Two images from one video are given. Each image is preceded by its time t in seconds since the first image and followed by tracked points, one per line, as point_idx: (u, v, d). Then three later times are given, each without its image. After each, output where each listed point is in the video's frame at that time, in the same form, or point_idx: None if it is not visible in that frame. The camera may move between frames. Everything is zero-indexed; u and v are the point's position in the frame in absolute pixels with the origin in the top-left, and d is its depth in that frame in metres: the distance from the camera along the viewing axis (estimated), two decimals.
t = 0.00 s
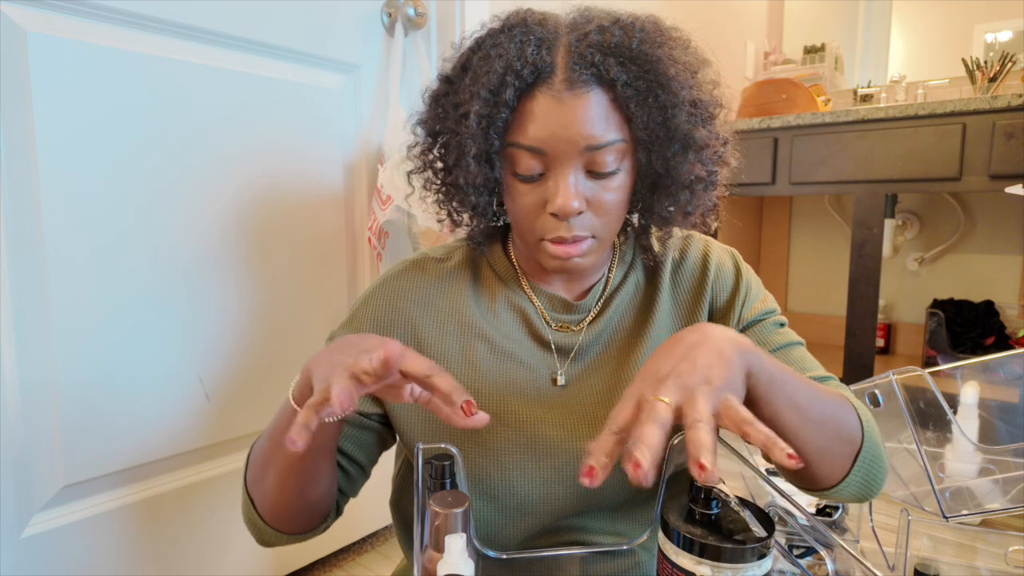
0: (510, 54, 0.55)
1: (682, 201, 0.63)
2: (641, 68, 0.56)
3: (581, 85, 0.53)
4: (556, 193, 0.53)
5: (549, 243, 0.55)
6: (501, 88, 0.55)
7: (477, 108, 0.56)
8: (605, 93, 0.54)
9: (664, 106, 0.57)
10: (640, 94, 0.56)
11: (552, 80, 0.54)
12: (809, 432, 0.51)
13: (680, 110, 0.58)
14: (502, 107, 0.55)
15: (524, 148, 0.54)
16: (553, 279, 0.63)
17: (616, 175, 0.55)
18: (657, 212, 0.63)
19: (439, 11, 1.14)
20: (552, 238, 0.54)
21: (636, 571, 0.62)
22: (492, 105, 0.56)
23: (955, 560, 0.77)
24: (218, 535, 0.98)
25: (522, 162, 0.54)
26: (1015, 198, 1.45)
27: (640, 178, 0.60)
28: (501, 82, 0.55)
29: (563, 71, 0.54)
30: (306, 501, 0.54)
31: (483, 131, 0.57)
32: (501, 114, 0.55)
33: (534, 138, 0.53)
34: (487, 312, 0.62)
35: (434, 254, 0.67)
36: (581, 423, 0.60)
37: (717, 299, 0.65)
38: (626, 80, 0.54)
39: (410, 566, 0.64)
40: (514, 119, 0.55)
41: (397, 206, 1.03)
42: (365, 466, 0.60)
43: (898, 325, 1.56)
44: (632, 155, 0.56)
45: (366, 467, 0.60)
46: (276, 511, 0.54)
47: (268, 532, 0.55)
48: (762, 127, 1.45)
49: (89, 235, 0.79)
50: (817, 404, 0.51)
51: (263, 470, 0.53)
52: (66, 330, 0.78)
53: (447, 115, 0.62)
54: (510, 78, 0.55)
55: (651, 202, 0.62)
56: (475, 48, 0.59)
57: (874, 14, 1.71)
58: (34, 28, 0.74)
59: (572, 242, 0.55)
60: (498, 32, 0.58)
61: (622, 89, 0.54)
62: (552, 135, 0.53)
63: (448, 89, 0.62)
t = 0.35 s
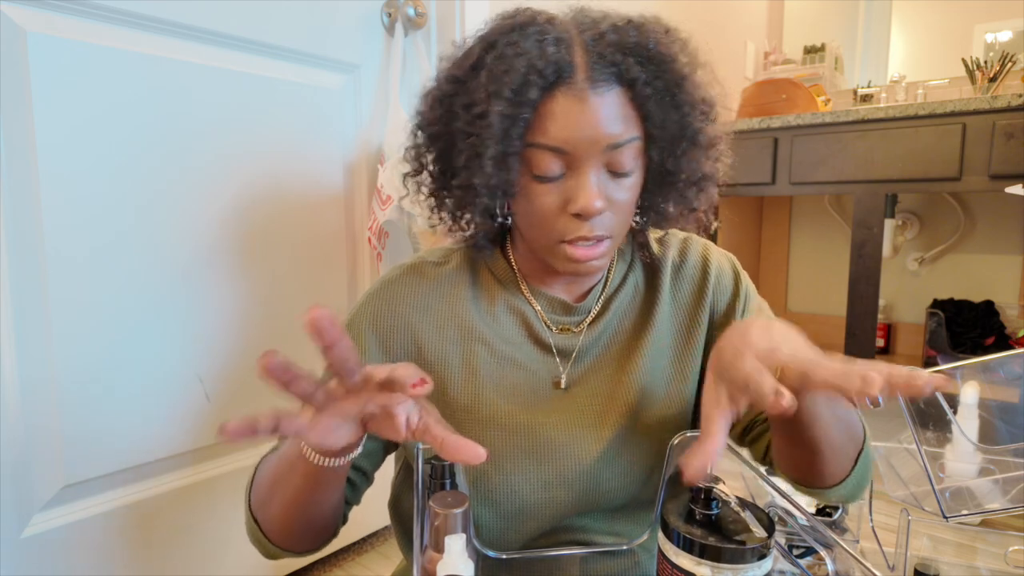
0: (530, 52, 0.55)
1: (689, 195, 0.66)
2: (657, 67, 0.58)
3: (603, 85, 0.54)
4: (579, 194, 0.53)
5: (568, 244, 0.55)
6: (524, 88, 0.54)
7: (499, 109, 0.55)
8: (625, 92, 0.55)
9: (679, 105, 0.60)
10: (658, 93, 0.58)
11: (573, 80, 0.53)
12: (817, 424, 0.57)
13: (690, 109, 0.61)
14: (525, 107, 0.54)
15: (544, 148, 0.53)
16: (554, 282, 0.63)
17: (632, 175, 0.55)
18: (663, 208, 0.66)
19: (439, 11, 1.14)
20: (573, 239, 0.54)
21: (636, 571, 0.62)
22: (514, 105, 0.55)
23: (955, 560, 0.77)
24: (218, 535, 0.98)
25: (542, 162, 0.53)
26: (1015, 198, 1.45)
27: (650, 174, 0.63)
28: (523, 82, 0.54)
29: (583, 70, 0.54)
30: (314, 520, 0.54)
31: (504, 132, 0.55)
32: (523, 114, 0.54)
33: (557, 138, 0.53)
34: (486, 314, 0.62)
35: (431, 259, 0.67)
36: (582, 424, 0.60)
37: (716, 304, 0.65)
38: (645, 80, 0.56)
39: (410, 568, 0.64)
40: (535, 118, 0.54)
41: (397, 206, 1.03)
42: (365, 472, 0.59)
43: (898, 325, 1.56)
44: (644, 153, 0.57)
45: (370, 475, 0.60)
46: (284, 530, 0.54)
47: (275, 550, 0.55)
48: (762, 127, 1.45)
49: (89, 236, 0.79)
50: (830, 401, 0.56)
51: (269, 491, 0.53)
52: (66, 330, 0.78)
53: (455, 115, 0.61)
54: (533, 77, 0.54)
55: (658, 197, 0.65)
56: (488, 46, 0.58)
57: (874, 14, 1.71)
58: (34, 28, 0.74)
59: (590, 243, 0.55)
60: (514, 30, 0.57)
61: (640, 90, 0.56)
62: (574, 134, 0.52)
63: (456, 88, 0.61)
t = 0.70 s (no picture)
0: (585, 37, 0.55)
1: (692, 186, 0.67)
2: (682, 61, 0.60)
3: (650, 73, 0.56)
4: (636, 178, 0.53)
5: (612, 231, 0.55)
6: (592, 69, 0.53)
7: (569, 89, 0.53)
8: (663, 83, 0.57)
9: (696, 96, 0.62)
10: (683, 86, 0.60)
11: (627, 68, 0.54)
12: (829, 416, 0.62)
13: (704, 100, 0.64)
14: (590, 90, 0.53)
15: (605, 134, 0.53)
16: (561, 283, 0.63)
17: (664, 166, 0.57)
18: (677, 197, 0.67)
19: (439, 11, 1.14)
20: (621, 225, 0.54)
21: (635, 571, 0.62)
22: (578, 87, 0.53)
23: (955, 560, 0.77)
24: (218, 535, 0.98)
25: (598, 147, 0.53)
26: (1015, 198, 1.45)
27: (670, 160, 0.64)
28: (589, 65, 0.54)
29: (632, 59, 0.55)
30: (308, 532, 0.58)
31: (573, 115, 0.53)
32: (593, 96, 0.53)
33: (616, 124, 0.53)
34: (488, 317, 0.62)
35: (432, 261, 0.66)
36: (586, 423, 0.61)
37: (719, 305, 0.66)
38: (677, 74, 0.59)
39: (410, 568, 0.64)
40: (596, 103, 0.53)
41: (397, 206, 1.03)
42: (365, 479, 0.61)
43: (898, 325, 1.56)
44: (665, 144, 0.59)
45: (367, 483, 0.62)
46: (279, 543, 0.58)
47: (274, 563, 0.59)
48: (762, 127, 1.45)
49: (89, 236, 0.79)
50: (843, 392, 0.62)
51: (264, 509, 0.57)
52: (66, 331, 0.78)
53: (497, 103, 0.57)
54: (597, 61, 0.54)
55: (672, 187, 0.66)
56: (535, 34, 0.57)
57: (874, 14, 1.71)
58: (34, 28, 0.74)
59: (630, 230, 0.55)
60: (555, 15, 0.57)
61: (672, 82, 0.58)
62: (635, 121, 0.54)
63: (500, 74, 0.57)
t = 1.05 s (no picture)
0: (569, 43, 0.53)
1: (703, 204, 0.66)
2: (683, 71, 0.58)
3: (641, 85, 0.54)
4: (610, 192, 0.52)
5: (587, 242, 0.54)
6: (568, 80, 0.52)
7: (543, 99, 0.53)
8: (656, 90, 0.55)
9: (705, 111, 0.61)
10: (688, 97, 0.58)
11: (613, 76, 0.52)
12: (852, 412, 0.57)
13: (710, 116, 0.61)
14: (566, 100, 0.52)
15: (580, 147, 0.52)
16: (560, 285, 0.62)
17: (653, 178, 0.55)
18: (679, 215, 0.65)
19: (439, 11, 1.14)
20: (595, 237, 0.54)
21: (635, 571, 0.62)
22: (557, 98, 0.52)
23: (955, 559, 0.77)
24: (218, 534, 0.98)
25: (573, 159, 0.52)
26: (1015, 198, 1.45)
27: (669, 177, 0.62)
28: (567, 75, 0.52)
29: (623, 66, 0.53)
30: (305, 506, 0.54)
31: (545, 125, 0.52)
32: (567, 107, 0.52)
33: (592, 136, 0.51)
34: (489, 314, 0.62)
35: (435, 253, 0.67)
36: (586, 421, 0.61)
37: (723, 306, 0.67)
38: (675, 82, 0.56)
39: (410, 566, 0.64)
40: (572, 114, 0.52)
41: (397, 206, 1.03)
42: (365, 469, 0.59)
43: (898, 325, 1.56)
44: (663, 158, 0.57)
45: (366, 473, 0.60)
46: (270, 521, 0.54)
47: (265, 548, 0.55)
48: (762, 127, 1.44)
49: (90, 236, 0.79)
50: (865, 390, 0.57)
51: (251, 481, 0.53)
52: (66, 331, 0.78)
53: (483, 107, 0.58)
54: (575, 70, 0.52)
55: (673, 205, 0.64)
56: (525, 38, 0.56)
57: (874, 14, 1.71)
58: (34, 28, 0.74)
59: (606, 242, 0.55)
60: (548, 21, 0.56)
61: (670, 90, 0.56)
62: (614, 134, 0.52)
63: (489, 78, 0.58)
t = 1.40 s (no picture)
0: (524, 64, 0.55)
1: (686, 226, 0.63)
2: (659, 89, 0.56)
3: (597, 104, 0.53)
4: (564, 210, 0.53)
5: (552, 258, 0.56)
6: (515, 101, 0.54)
7: (488, 118, 0.55)
8: (620, 111, 0.54)
9: (679, 128, 0.58)
10: (655, 117, 0.56)
11: (568, 96, 0.54)
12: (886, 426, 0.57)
13: (694, 135, 0.59)
14: (515, 120, 0.54)
15: (532, 165, 0.54)
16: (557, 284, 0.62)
17: (624, 196, 0.55)
18: (664, 232, 0.64)
19: (439, 11, 1.14)
20: (557, 253, 0.55)
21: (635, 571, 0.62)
22: (504, 118, 0.55)
23: (955, 559, 0.78)
24: (218, 534, 0.98)
25: (530, 176, 0.54)
26: (1015, 198, 1.45)
27: (648, 195, 0.61)
28: (515, 95, 0.54)
29: (580, 86, 0.54)
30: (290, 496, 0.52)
31: (493, 142, 0.56)
32: (512, 126, 0.55)
33: (545, 155, 0.53)
34: (490, 314, 0.63)
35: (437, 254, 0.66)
36: (583, 421, 0.61)
37: (730, 307, 0.67)
38: (643, 100, 0.55)
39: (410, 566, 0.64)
40: (526, 133, 0.54)
41: (397, 206, 1.03)
42: (360, 464, 0.58)
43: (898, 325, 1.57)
44: (640, 175, 0.57)
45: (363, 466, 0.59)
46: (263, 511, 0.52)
47: (257, 542, 0.53)
48: (762, 127, 1.44)
49: (90, 236, 0.79)
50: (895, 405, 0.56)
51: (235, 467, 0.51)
52: (66, 331, 0.78)
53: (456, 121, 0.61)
54: (524, 91, 0.54)
55: (656, 220, 0.63)
56: (490, 54, 0.58)
57: (874, 14, 1.71)
58: (34, 28, 0.74)
59: (575, 259, 0.56)
60: (515, 41, 0.57)
61: (637, 110, 0.55)
62: (562, 153, 0.53)
63: (462, 92, 0.61)
